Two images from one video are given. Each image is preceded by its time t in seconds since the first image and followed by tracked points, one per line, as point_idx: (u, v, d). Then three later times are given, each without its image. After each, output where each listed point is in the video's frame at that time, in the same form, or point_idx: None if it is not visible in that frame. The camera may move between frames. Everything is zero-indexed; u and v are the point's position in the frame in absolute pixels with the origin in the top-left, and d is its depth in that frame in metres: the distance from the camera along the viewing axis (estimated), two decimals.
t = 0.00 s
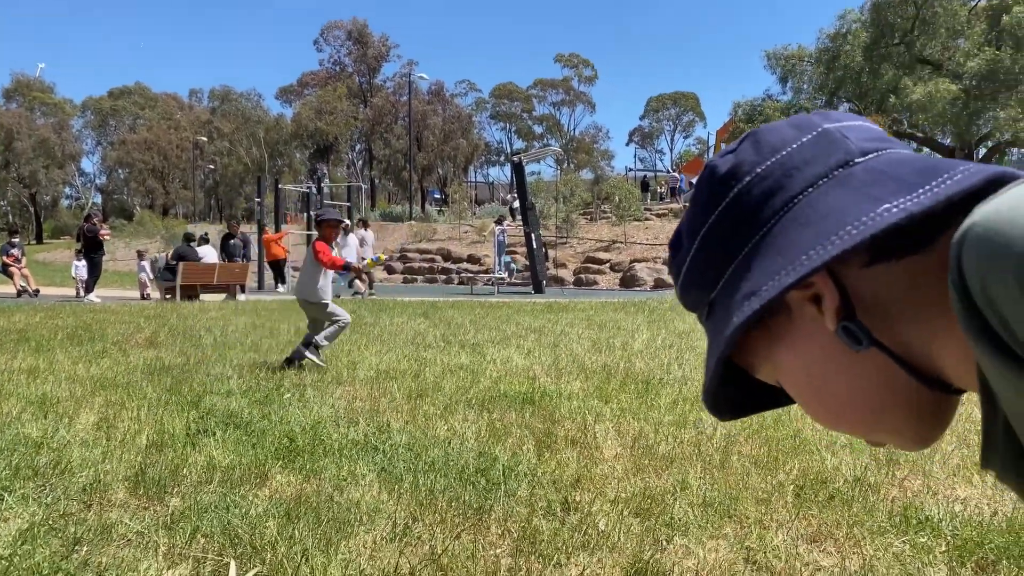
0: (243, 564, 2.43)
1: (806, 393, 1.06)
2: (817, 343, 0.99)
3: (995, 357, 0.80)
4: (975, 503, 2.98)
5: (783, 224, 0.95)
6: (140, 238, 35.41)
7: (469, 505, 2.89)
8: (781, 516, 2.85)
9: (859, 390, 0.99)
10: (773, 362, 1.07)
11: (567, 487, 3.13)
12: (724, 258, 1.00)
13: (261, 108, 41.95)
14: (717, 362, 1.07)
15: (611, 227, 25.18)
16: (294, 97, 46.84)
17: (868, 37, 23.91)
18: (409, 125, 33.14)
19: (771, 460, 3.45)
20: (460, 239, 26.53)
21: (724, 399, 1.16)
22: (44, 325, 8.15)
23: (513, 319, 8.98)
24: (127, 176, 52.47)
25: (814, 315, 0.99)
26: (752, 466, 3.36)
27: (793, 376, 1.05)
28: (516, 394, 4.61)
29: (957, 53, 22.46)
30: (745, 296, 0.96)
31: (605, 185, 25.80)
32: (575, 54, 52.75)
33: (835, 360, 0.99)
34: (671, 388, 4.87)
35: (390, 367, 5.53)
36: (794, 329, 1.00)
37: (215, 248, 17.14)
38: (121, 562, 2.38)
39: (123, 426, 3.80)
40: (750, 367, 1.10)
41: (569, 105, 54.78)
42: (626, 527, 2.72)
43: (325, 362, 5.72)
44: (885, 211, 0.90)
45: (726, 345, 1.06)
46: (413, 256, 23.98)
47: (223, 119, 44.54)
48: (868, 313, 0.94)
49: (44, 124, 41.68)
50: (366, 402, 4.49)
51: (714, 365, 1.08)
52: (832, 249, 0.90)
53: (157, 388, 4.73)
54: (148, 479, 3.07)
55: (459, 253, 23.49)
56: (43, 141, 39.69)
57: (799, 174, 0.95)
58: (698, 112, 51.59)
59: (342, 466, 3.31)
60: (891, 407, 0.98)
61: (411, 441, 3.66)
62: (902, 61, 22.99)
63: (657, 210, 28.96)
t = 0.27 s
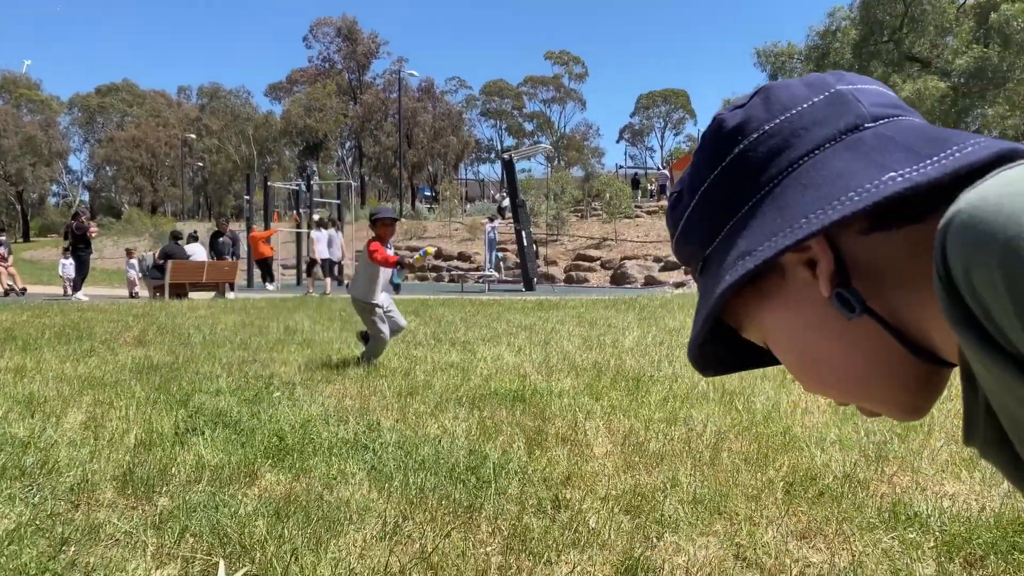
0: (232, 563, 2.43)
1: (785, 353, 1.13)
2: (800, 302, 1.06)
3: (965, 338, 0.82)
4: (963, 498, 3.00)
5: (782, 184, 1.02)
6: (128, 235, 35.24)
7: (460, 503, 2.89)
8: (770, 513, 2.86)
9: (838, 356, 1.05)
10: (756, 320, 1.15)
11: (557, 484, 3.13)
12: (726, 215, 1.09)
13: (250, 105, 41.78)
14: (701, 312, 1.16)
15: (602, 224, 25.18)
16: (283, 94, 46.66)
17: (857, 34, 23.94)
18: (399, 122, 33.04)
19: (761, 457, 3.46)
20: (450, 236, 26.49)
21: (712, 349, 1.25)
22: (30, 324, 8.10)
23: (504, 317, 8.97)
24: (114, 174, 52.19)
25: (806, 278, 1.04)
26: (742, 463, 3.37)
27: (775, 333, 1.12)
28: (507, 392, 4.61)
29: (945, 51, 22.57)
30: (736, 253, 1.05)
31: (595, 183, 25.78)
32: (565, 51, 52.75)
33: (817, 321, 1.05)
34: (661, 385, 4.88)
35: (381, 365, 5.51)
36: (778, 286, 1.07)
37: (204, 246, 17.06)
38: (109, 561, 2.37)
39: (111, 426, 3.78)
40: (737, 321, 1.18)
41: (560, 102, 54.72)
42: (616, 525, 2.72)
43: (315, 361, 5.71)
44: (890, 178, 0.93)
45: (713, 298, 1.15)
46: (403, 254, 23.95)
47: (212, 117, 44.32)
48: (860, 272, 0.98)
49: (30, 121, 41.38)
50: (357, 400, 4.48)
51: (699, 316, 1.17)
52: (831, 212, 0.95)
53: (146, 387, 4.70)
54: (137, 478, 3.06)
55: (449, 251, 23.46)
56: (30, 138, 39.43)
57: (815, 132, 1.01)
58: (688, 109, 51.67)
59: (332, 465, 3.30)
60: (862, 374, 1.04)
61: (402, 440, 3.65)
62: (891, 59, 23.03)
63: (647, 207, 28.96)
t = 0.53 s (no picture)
0: (221, 563, 2.42)
1: (764, 206, 1.17)
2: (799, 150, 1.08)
3: (930, 272, 0.84)
4: (952, 497, 3.01)
5: (828, 38, 0.99)
6: (118, 235, 35.10)
7: (450, 503, 2.89)
8: (760, 512, 2.86)
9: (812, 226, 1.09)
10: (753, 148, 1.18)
11: (548, 484, 3.13)
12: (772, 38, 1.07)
13: (241, 104, 41.69)
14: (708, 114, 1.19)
15: (593, 224, 25.20)
16: (275, 93, 46.53)
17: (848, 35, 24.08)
18: (390, 121, 32.97)
19: (752, 455, 3.47)
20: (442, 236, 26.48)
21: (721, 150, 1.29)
22: (19, 323, 8.05)
23: (496, 317, 8.97)
24: (105, 173, 51.95)
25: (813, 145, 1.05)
26: (732, 462, 3.38)
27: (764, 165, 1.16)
28: (498, 392, 4.61)
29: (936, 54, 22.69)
30: (758, 70, 1.04)
31: (587, 183, 25.82)
32: (557, 52, 52.76)
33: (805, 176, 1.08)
34: (651, 385, 4.89)
35: (372, 365, 5.49)
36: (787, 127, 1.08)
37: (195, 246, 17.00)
38: (96, 562, 2.35)
39: (100, 426, 3.77)
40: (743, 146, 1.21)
41: (551, 102, 54.76)
42: (606, 524, 2.73)
43: (306, 361, 5.69)
44: (918, 95, 0.90)
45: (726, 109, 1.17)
46: (394, 253, 23.92)
47: (203, 116, 44.19)
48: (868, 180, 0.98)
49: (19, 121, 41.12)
50: (347, 400, 4.47)
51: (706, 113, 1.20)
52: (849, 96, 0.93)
53: (135, 387, 4.68)
54: (126, 478, 3.05)
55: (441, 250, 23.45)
56: (19, 137, 39.22)
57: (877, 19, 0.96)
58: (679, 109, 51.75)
59: (323, 465, 3.30)
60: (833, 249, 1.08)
61: (393, 440, 3.64)
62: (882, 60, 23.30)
63: (639, 207, 29.01)
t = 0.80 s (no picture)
0: (210, 566, 2.41)
1: (749, 198, 1.21)
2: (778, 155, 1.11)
3: (902, 269, 0.85)
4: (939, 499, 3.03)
5: (808, 62, 1.02)
6: (108, 238, 34.94)
7: (440, 506, 2.88)
8: (749, 514, 2.87)
9: (787, 221, 1.13)
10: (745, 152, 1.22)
11: (538, 487, 3.13)
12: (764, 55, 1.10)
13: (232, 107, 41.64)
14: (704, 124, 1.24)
15: (585, 228, 25.22)
16: (266, 96, 46.47)
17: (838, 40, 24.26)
18: (382, 124, 32.94)
19: (741, 459, 3.48)
20: (434, 239, 26.47)
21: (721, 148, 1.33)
22: (8, 327, 8.01)
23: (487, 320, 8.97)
24: (95, 176, 51.74)
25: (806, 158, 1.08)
26: (721, 465, 3.39)
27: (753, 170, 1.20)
28: (489, 395, 4.60)
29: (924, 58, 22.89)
30: (743, 86, 1.09)
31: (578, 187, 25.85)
32: (549, 56, 52.89)
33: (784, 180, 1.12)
34: (642, 388, 4.90)
35: (363, 369, 5.48)
36: (766, 129, 1.12)
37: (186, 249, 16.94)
38: (84, 565, 2.34)
39: (89, 429, 3.76)
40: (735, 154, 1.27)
41: (543, 106, 54.86)
42: (596, 527, 2.74)
43: (296, 365, 5.67)
44: (871, 115, 0.93)
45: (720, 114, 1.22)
46: (386, 257, 23.90)
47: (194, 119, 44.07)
48: (842, 184, 1.01)
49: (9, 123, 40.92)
50: (337, 403, 4.46)
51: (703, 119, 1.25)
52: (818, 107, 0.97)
53: (125, 390, 4.66)
54: (115, 482, 3.04)
55: (433, 254, 23.42)
56: (9, 140, 39.04)
57: (857, 26, 0.98)
58: (670, 114, 51.94)
59: (313, 468, 3.30)
60: (804, 242, 1.11)
61: (383, 443, 3.63)
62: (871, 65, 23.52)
63: (630, 211, 29.05)
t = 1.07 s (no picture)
0: None
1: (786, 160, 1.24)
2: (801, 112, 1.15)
3: (906, 221, 0.86)
4: (926, 510, 3.04)
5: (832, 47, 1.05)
6: (98, 246, 34.83)
7: (428, 516, 2.87)
8: (737, 525, 2.87)
9: (815, 179, 1.16)
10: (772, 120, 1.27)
11: (527, 498, 3.12)
12: (793, 37, 1.14)
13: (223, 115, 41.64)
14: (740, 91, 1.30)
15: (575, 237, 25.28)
16: (258, 105, 46.47)
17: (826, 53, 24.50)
18: (373, 133, 32.95)
19: (729, 469, 3.48)
20: (425, 248, 26.48)
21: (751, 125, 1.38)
22: None
23: (477, 329, 8.96)
24: (85, 183, 51.58)
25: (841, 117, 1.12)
26: (709, 476, 3.40)
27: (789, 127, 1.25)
28: (479, 405, 4.60)
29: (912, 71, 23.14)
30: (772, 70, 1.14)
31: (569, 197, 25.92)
32: (540, 66, 53.10)
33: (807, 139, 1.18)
34: (631, 398, 4.90)
35: (353, 378, 5.47)
36: (795, 109, 1.15)
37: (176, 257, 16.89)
38: None
39: (76, 438, 3.73)
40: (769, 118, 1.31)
41: (534, 117, 55.06)
42: (584, 537, 2.73)
43: (286, 373, 5.65)
44: (878, 85, 0.97)
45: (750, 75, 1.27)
46: (376, 266, 23.88)
47: (184, 127, 44.00)
48: (861, 151, 1.04)
49: None
50: (327, 413, 4.44)
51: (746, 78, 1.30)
52: (835, 86, 1.01)
53: (112, 399, 4.63)
54: (101, 491, 3.02)
55: (423, 263, 23.42)
56: None
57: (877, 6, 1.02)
58: (661, 124, 52.23)
59: (301, 478, 3.28)
60: (830, 209, 1.14)
61: (372, 452, 3.62)
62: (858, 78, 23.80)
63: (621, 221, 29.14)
